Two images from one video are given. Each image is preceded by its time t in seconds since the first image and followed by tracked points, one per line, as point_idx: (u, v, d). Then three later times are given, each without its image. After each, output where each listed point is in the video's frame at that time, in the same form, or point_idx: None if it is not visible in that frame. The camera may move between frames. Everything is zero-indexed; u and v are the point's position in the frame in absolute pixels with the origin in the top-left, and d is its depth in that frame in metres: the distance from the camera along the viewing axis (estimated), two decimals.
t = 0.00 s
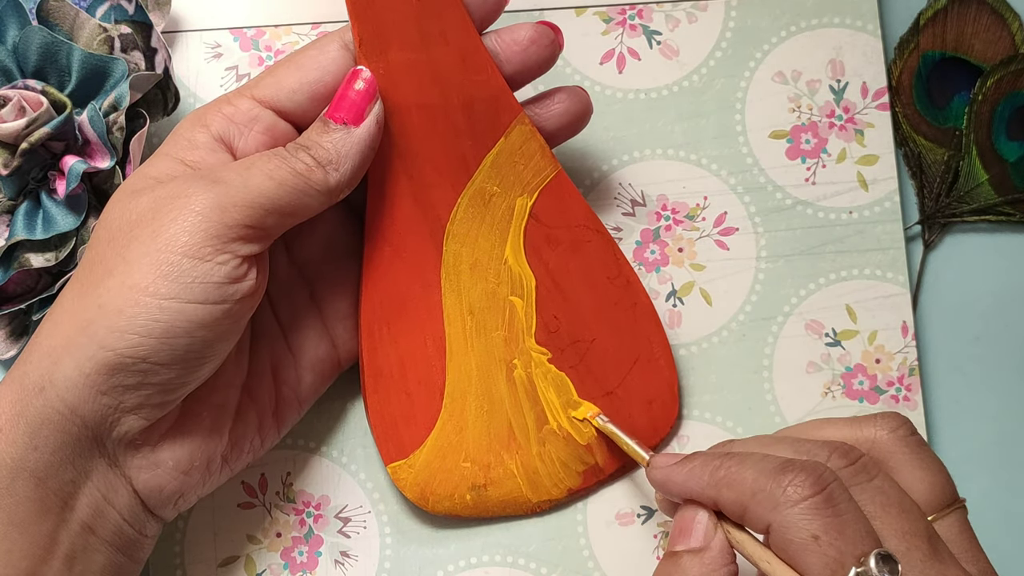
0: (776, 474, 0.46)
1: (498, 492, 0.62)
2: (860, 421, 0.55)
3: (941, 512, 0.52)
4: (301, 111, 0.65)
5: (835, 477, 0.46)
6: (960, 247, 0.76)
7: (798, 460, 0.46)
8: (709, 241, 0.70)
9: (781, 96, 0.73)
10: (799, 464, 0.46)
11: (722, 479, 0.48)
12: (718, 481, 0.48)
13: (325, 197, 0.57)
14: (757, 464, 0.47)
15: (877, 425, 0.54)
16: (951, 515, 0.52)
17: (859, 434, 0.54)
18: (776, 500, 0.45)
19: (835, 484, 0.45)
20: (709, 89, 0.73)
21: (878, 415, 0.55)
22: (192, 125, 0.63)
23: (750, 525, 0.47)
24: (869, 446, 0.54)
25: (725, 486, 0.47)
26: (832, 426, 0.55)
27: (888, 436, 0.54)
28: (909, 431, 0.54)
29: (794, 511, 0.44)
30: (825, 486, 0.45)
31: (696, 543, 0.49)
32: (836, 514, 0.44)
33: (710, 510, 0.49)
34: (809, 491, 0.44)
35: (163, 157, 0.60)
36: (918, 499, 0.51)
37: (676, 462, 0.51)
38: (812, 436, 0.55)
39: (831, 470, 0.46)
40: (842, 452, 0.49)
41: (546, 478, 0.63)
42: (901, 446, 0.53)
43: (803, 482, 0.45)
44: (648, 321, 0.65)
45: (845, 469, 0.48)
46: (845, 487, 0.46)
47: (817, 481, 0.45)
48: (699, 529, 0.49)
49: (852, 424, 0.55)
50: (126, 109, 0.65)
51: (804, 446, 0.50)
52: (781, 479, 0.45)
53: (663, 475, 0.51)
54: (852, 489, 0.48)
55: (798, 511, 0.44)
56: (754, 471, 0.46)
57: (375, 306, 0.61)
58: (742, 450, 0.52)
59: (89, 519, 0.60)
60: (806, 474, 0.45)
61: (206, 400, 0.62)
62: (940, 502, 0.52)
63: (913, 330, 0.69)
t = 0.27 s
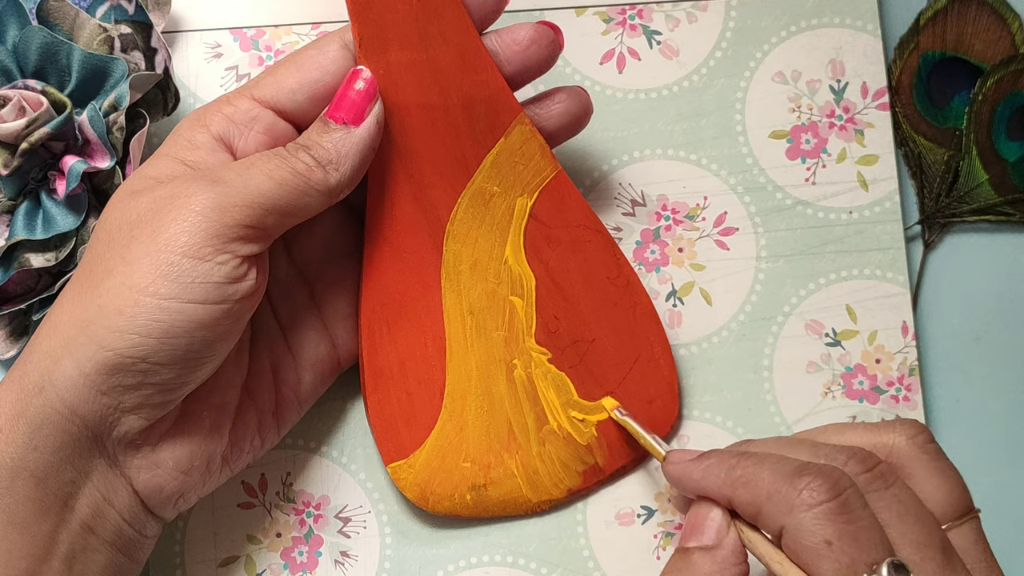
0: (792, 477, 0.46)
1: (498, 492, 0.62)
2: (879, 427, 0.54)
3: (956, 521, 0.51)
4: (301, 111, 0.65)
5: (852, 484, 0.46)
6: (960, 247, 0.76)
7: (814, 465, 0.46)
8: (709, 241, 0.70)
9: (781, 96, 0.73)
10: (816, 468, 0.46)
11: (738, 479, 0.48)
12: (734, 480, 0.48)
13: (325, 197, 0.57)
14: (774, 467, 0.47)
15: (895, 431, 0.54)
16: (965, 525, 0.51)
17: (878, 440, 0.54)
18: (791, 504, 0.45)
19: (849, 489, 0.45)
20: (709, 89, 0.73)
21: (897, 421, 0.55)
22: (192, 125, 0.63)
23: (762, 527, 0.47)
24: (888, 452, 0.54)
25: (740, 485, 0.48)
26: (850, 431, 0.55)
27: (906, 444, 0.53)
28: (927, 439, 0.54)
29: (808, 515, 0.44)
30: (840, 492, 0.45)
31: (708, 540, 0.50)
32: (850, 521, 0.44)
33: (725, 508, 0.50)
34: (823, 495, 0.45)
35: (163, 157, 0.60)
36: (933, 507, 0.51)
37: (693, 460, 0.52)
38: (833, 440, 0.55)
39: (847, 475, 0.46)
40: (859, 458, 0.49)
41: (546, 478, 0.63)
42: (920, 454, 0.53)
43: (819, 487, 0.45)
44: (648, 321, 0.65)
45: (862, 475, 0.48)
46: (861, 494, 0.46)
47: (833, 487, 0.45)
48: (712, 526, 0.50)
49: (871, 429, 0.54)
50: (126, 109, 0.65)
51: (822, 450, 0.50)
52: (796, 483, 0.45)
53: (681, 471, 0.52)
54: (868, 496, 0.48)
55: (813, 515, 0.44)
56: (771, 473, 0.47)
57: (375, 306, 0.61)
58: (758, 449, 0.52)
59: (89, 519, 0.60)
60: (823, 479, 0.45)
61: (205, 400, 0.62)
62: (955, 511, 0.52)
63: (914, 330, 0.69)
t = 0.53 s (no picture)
0: (801, 494, 0.45)
1: (498, 492, 0.62)
2: (887, 438, 0.54)
3: (966, 535, 0.51)
4: (301, 111, 0.65)
5: (862, 500, 0.45)
6: (960, 247, 0.76)
7: (824, 480, 0.46)
8: (709, 241, 0.70)
9: (781, 96, 0.73)
10: (826, 484, 0.46)
11: (747, 493, 0.48)
12: (742, 493, 0.48)
13: (325, 197, 0.57)
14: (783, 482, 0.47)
15: (904, 442, 0.53)
16: (976, 538, 0.51)
17: (887, 451, 0.53)
18: (799, 520, 0.45)
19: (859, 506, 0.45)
20: (709, 89, 0.73)
21: (906, 432, 0.54)
22: (192, 125, 0.63)
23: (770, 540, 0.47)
24: (896, 464, 0.53)
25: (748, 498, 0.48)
26: (858, 441, 0.54)
27: (916, 455, 0.53)
28: (937, 451, 0.53)
29: (817, 533, 0.44)
30: (850, 510, 0.45)
31: (719, 556, 0.49)
32: (859, 540, 0.44)
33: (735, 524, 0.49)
34: (833, 513, 0.44)
35: (163, 157, 0.60)
36: (944, 522, 0.51)
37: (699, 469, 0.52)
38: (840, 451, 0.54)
39: (857, 491, 0.46)
40: (870, 472, 0.48)
41: (546, 478, 0.63)
42: (929, 466, 0.52)
43: (829, 504, 0.45)
44: (648, 321, 0.65)
45: (872, 489, 0.48)
46: (870, 510, 0.46)
47: (842, 504, 0.45)
48: (722, 542, 0.50)
49: (880, 441, 0.54)
50: (126, 109, 0.65)
51: (831, 463, 0.49)
52: (806, 499, 0.45)
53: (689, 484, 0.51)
54: (879, 510, 0.48)
55: (822, 534, 0.44)
56: (780, 488, 0.46)
57: (375, 306, 0.61)
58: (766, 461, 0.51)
59: (89, 519, 0.60)
60: (833, 496, 0.45)
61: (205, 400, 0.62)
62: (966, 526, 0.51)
63: (914, 330, 0.69)
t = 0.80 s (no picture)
0: (781, 482, 0.46)
1: (498, 492, 0.62)
2: (876, 432, 0.54)
3: (954, 527, 0.50)
4: (301, 111, 0.65)
5: (842, 489, 0.45)
6: (960, 247, 0.76)
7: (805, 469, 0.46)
8: (709, 241, 0.70)
9: (781, 96, 0.73)
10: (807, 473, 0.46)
11: (729, 482, 0.48)
12: (726, 483, 0.49)
13: (325, 197, 0.57)
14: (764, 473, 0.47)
15: (892, 437, 0.53)
16: (964, 530, 0.50)
17: (875, 445, 0.53)
18: (779, 508, 0.45)
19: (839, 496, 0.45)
20: (709, 89, 0.73)
21: (894, 427, 0.54)
22: (192, 125, 0.63)
23: (753, 530, 0.47)
24: (884, 458, 0.53)
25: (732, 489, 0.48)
26: (848, 436, 0.55)
27: (903, 449, 0.53)
28: (925, 444, 0.53)
29: (796, 520, 0.44)
30: (829, 498, 0.45)
31: (702, 543, 0.50)
32: (838, 527, 0.44)
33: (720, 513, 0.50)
34: (812, 501, 0.44)
35: (163, 157, 0.60)
36: (930, 513, 0.50)
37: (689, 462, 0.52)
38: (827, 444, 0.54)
39: (837, 481, 0.46)
40: (853, 463, 0.48)
41: (546, 478, 0.63)
42: (916, 459, 0.52)
43: (808, 492, 0.45)
44: (648, 321, 0.65)
45: (855, 480, 0.48)
46: (851, 499, 0.45)
47: (821, 493, 0.45)
48: (706, 530, 0.51)
49: (868, 435, 0.54)
50: (126, 109, 0.65)
51: (817, 454, 0.50)
52: (785, 487, 0.45)
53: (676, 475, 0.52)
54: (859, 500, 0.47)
55: (800, 521, 0.44)
56: (762, 476, 0.47)
57: (375, 307, 0.61)
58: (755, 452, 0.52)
59: (89, 520, 0.60)
60: (812, 484, 0.45)
61: (205, 400, 0.62)
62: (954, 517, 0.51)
63: (914, 330, 0.69)
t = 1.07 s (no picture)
0: (779, 503, 0.46)
1: (498, 492, 0.62)
2: (872, 451, 0.54)
3: (954, 541, 0.50)
4: (301, 111, 0.65)
5: (840, 507, 0.45)
6: (961, 247, 0.76)
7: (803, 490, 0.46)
8: (709, 241, 0.70)
9: (781, 96, 0.73)
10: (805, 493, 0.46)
11: (728, 508, 0.49)
12: (726, 509, 0.49)
13: (325, 197, 0.57)
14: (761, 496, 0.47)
15: (888, 454, 0.53)
16: (964, 544, 0.50)
17: (871, 464, 0.54)
18: (778, 529, 0.45)
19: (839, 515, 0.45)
20: (709, 89, 0.73)
21: (889, 444, 0.54)
22: (192, 125, 0.63)
23: (755, 556, 0.47)
24: (881, 476, 0.53)
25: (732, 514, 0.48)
26: (847, 457, 0.55)
27: (899, 466, 0.53)
28: (921, 460, 0.53)
29: (796, 540, 0.44)
30: (829, 517, 0.45)
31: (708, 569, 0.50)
32: (838, 546, 0.44)
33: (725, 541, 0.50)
34: (811, 520, 0.45)
35: (163, 157, 0.60)
36: (929, 530, 0.50)
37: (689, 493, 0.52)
38: (827, 467, 0.55)
39: (835, 499, 0.46)
40: (849, 482, 0.49)
41: (546, 478, 0.63)
42: (912, 475, 0.52)
43: (807, 512, 0.45)
44: (648, 321, 0.65)
45: (852, 499, 0.48)
46: (850, 518, 0.46)
47: (820, 511, 0.45)
48: (711, 558, 0.51)
49: (864, 454, 0.54)
50: (126, 109, 0.65)
51: (813, 477, 0.50)
52: (783, 508, 0.45)
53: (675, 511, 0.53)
54: (858, 520, 0.47)
55: (801, 541, 0.44)
56: (759, 500, 0.47)
57: (375, 307, 0.61)
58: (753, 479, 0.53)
59: (89, 520, 0.60)
60: (810, 504, 0.45)
61: (205, 401, 0.62)
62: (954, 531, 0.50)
63: (914, 330, 0.69)
